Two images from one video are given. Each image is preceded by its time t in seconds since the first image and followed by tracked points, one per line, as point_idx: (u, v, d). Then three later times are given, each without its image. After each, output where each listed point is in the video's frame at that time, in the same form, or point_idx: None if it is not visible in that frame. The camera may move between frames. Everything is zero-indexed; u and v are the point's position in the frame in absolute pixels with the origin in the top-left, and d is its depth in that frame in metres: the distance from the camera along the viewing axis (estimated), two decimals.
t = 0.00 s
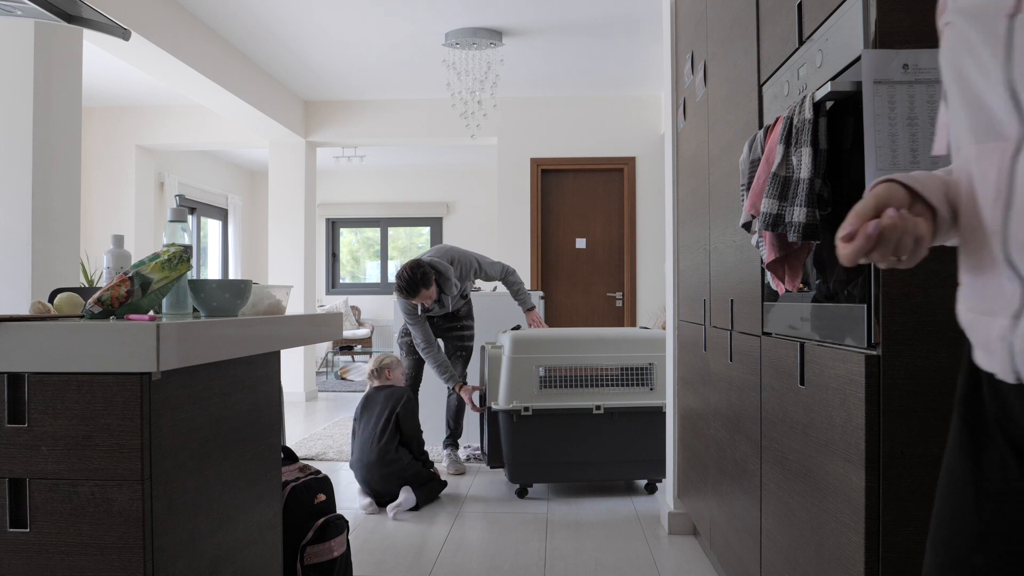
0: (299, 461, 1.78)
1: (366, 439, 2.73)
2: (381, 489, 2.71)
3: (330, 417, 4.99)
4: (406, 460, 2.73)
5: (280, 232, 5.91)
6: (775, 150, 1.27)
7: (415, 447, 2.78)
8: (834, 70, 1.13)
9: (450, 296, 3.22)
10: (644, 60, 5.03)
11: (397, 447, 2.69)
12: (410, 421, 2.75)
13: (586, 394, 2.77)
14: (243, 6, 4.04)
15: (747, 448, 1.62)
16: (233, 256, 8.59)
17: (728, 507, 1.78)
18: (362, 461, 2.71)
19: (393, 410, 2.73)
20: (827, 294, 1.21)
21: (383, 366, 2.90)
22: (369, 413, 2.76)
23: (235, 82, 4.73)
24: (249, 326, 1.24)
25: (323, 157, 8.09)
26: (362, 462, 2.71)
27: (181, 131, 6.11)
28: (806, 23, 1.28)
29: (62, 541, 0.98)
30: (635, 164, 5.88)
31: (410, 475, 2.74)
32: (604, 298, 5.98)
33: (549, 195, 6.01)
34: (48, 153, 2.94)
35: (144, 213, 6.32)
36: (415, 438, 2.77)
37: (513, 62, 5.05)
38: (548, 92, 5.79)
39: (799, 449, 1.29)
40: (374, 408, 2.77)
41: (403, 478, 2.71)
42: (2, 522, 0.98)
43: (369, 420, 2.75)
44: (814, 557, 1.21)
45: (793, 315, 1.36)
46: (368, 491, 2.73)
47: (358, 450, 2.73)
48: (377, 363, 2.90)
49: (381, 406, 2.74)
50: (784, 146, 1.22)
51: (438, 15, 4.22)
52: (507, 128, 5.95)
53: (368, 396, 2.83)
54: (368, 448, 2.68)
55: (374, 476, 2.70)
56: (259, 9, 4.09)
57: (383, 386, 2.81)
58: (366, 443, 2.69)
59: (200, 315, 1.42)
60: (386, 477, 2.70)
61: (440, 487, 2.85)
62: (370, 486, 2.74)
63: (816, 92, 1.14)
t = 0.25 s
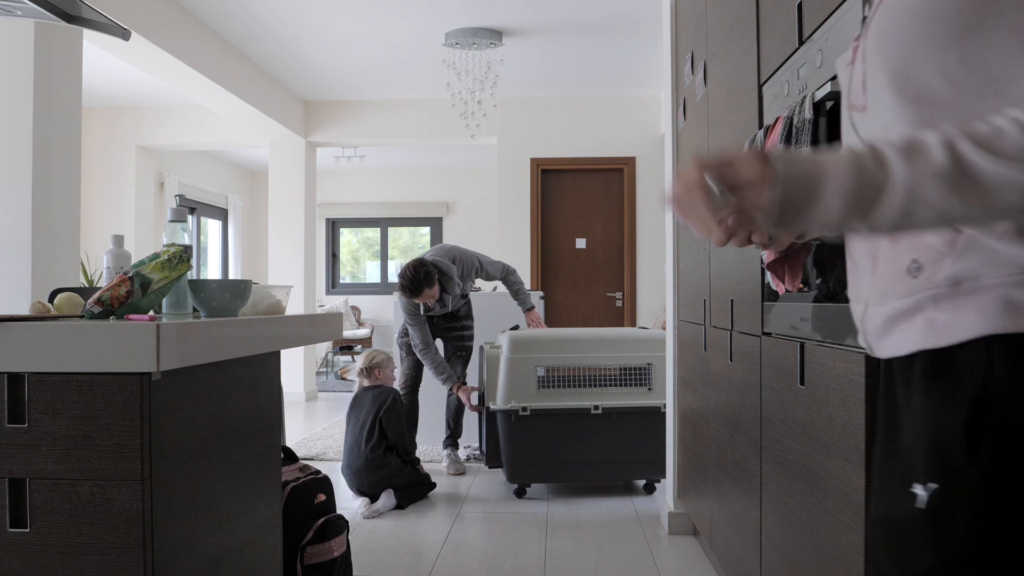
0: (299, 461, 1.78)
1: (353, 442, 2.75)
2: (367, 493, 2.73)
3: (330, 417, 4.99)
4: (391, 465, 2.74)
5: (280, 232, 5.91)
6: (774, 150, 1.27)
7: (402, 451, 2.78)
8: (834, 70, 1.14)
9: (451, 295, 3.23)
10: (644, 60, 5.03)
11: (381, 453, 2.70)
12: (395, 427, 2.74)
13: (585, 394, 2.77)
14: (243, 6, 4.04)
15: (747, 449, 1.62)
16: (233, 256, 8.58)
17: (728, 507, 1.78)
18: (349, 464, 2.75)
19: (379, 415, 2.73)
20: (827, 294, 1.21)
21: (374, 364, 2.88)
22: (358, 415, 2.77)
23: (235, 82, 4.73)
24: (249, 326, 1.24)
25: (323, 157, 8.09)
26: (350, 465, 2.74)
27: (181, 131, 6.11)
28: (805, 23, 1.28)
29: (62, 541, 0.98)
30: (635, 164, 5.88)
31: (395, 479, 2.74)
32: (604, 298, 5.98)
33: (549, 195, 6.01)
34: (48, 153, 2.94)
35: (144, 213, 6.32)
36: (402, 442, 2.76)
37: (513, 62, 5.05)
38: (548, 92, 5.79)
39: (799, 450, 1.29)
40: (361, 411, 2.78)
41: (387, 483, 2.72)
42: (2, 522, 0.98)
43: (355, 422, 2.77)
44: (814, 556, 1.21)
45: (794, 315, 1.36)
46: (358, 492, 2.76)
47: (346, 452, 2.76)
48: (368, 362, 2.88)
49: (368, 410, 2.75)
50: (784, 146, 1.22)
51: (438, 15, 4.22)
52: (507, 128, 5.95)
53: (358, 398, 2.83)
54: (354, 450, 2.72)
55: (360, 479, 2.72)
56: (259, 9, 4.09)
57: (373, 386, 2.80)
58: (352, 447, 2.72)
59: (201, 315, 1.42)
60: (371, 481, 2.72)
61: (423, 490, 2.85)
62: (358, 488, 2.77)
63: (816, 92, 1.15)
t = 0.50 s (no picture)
0: (299, 461, 1.78)
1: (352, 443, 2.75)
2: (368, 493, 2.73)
3: (330, 417, 4.99)
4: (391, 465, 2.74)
5: (280, 232, 5.91)
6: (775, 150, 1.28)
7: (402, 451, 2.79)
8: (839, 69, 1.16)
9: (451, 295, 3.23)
10: (644, 60, 5.03)
11: (381, 454, 2.70)
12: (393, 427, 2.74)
13: (585, 394, 2.77)
14: (242, 6, 4.04)
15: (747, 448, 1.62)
16: (233, 256, 8.58)
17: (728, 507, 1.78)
18: (349, 465, 2.75)
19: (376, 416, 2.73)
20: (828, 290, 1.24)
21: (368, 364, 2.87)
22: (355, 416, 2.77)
23: (235, 82, 4.73)
24: (249, 326, 1.24)
25: (323, 157, 8.09)
26: (349, 466, 2.74)
27: (181, 131, 6.11)
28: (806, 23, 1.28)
29: (62, 541, 0.98)
30: (635, 164, 5.88)
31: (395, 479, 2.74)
32: (604, 298, 5.98)
33: (549, 195, 6.01)
34: (48, 153, 2.94)
35: (144, 213, 6.32)
36: (401, 442, 2.77)
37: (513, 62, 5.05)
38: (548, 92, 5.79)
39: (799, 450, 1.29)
40: (358, 412, 2.77)
41: (388, 483, 2.72)
42: (2, 522, 0.98)
43: (353, 422, 2.77)
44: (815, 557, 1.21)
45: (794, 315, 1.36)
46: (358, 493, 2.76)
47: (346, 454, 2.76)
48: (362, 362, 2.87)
49: (365, 411, 2.75)
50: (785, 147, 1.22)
51: (438, 15, 4.22)
52: (507, 128, 5.95)
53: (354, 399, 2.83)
54: (354, 450, 2.72)
55: (360, 480, 2.72)
56: (259, 9, 4.09)
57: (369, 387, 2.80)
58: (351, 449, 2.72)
59: (201, 315, 1.42)
60: (371, 482, 2.72)
61: (423, 489, 2.86)
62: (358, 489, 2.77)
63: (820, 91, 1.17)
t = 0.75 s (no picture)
0: (299, 461, 1.78)
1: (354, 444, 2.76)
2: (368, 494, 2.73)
3: (330, 417, 4.99)
4: (391, 465, 2.74)
5: (279, 232, 5.91)
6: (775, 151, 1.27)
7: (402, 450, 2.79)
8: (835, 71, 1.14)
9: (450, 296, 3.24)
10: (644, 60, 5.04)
11: (382, 454, 2.70)
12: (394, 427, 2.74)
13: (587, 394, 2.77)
14: (242, 6, 4.04)
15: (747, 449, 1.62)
16: (233, 256, 8.58)
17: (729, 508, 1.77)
18: (350, 466, 2.75)
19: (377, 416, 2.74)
20: (827, 294, 1.19)
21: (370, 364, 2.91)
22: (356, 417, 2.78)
23: (235, 82, 4.72)
24: (249, 325, 1.24)
25: (323, 157, 8.09)
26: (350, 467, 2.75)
27: (180, 132, 6.10)
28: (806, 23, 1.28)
29: (62, 541, 0.98)
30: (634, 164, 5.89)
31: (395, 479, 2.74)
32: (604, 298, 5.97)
33: (549, 195, 6.01)
34: (48, 153, 2.94)
35: (145, 213, 6.32)
36: (402, 443, 2.77)
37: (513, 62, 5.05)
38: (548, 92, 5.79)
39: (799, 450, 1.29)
40: (360, 412, 2.79)
41: (388, 483, 2.71)
42: (2, 522, 0.98)
43: (352, 423, 2.78)
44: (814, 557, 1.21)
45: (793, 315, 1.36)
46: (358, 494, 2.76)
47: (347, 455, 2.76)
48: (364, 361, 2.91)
49: (367, 411, 2.76)
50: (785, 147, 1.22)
51: (438, 15, 4.23)
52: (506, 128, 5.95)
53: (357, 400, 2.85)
54: (354, 451, 2.73)
55: (360, 480, 2.72)
56: (259, 9, 4.09)
57: (370, 388, 2.83)
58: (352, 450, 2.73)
59: (201, 315, 1.42)
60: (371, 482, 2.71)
61: (423, 489, 2.85)
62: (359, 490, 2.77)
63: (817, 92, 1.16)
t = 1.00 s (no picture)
0: (299, 461, 1.78)
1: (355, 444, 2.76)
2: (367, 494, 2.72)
3: (330, 417, 4.99)
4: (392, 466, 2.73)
5: (280, 232, 5.91)
6: (774, 150, 1.27)
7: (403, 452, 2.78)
8: (833, 71, 1.14)
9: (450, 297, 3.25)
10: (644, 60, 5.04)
11: (383, 454, 2.70)
12: (394, 428, 2.74)
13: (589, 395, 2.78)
14: (243, 6, 4.04)
15: (747, 449, 1.62)
16: (233, 256, 8.58)
17: (729, 508, 1.77)
18: (351, 466, 2.75)
19: (379, 416, 2.75)
20: (827, 293, 1.19)
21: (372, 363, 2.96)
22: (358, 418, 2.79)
23: (235, 82, 4.73)
24: (249, 325, 1.24)
25: (323, 157, 8.09)
26: (351, 467, 2.75)
27: (181, 131, 6.10)
28: (806, 23, 1.28)
29: (62, 541, 0.98)
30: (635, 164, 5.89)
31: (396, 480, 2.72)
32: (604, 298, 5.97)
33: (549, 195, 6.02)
34: (48, 153, 2.94)
35: (145, 213, 6.32)
36: (404, 443, 2.77)
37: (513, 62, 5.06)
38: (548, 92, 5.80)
39: (798, 450, 1.30)
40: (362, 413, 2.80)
41: (387, 483, 2.70)
42: (2, 522, 0.98)
43: (354, 424, 2.80)
44: (814, 556, 1.21)
45: (793, 315, 1.35)
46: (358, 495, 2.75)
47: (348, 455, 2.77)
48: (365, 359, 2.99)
49: (369, 411, 2.77)
50: (784, 147, 1.22)
51: (438, 15, 4.23)
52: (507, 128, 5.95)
53: (360, 401, 2.86)
54: (354, 451, 2.73)
55: (360, 481, 2.71)
56: (259, 9, 4.09)
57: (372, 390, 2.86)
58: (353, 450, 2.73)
59: (200, 315, 1.42)
60: (370, 482, 2.70)
61: (424, 490, 2.84)
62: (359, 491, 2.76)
63: (816, 92, 1.15)
